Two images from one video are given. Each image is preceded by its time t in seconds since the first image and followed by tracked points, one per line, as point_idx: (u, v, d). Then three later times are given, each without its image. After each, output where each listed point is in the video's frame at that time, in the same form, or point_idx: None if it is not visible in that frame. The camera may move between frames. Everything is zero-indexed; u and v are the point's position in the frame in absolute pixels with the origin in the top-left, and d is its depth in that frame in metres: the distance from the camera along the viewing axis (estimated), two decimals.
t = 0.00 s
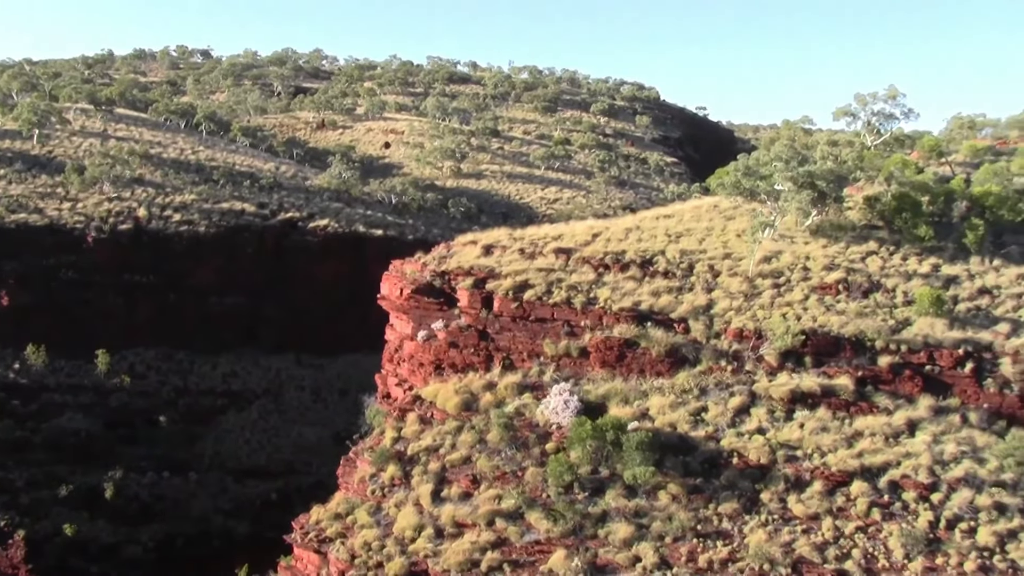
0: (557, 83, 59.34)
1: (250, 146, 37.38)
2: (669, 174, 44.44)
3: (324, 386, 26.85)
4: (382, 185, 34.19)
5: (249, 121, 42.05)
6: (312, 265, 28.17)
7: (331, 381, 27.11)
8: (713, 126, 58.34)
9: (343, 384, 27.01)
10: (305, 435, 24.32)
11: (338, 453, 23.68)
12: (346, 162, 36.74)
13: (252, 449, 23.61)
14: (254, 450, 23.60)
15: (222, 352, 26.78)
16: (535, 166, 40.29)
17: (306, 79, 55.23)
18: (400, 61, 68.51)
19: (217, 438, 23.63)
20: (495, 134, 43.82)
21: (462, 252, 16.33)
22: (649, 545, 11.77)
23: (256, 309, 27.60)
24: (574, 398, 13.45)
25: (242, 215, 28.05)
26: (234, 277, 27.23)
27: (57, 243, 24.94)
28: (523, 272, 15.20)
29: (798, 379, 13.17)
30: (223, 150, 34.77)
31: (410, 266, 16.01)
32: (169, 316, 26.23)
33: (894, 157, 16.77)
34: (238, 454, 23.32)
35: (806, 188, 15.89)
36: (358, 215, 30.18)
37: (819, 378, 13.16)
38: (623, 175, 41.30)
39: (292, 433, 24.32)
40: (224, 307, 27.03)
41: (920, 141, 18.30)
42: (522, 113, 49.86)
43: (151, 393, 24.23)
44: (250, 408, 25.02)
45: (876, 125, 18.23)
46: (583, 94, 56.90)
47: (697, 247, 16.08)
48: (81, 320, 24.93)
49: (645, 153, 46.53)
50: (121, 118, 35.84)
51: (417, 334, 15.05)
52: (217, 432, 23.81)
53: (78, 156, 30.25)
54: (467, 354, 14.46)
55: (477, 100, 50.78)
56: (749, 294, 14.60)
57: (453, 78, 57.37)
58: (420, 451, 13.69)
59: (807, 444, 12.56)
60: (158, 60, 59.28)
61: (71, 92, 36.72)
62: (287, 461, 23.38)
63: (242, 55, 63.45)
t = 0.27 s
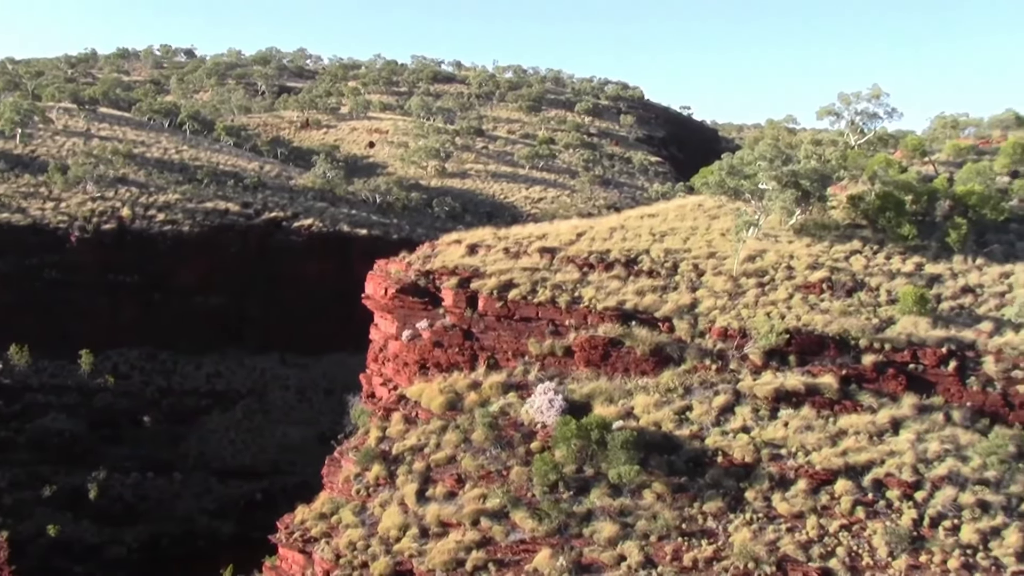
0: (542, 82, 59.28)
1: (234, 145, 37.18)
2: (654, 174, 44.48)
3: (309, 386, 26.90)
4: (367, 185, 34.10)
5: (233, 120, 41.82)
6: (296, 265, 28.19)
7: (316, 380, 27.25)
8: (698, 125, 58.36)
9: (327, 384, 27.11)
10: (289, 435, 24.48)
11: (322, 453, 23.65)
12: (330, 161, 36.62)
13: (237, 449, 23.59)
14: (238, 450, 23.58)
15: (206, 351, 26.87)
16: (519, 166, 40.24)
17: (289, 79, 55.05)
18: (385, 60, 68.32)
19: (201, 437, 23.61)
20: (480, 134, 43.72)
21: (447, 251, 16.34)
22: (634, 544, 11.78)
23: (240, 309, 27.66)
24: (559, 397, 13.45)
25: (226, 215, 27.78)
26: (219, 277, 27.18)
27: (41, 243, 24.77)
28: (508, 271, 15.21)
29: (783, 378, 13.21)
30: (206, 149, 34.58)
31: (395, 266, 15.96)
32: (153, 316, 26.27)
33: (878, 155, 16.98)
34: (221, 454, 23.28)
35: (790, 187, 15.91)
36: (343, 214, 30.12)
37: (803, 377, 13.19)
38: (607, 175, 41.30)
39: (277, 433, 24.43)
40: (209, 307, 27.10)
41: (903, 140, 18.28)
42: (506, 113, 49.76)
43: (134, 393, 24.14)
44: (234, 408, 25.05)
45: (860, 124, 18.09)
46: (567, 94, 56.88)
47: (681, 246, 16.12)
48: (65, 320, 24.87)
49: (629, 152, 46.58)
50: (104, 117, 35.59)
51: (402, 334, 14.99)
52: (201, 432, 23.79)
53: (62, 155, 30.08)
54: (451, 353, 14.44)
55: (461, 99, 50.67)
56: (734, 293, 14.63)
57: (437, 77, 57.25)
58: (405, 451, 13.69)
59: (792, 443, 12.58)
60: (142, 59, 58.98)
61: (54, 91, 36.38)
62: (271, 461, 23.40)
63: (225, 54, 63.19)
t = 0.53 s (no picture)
0: (527, 81, 59.18)
1: (217, 144, 36.95)
2: (638, 173, 44.52)
3: (293, 385, 26.74)
4: (351, 184, 33.87)
5: (217, 119, 41.57)
6: (280, 265, 28.11)
7: (300, 380, 27.17)
8: (682, 124, 58.33)
9: (312, 383, 27.05)
10: (274, 434, 24.30)
11: (307, 452, 23.55)
12: (314, 161, 36.45)
13: (221, 449, 23.52)
14: (222, 450, 23.51)
15: (191, 351, 26.79)
16: (504, 165, 40.18)
17: (274, 78, 54.83)
18: (369, 59, 68.07)
19: (185, 438, 23.52)
20: (464, 133, 43.62)
21: (432, 250, 16.34)
22: (619, 543, 11.79)
23: (224, 309, 27.60)
24: (543, 396, 13.46)
25: (211, 214, 27.69)
26: (203, 276, 27.07)
27: (24, 243, 24.60)
28: (492, 271, 15.21)
29: (767, 377, 13.25)
30: (190, 148, 34.26)
31: (380, 265, 15.93)
32: (137, 316, 26.14)
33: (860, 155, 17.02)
34: (206, 453, 23.23)
35: (774, 186, 15.94)
36: (327, 213, 30.03)
37: (787, 375, 13.23)
38: (591, 174, 41.27)
39: (262, 433, 24.32)
40: (193, 306, 27.01)
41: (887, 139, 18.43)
42: (491, 112, 49.62)
43: (118, 393, 23.95)
44: (219, 408, 24.98)
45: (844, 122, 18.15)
46: (552, 93, 56.83)
47: (666, 245, 16.14)
48: (49, 320, 24.69)
49: (613, 151, 46.60)
50: (88, 116, 35.21)
51: (386, 333, 14.95)
52: (185, 432, 23.73)
53: (45, 154, 29.80)
54: (436, 352, 14.44)
55: (446, 98, 50.52)
56: (718, 292, 14.66)
57: (422, 76, 57.05)
58: (390, 450, 13.68)
59: (776, 442, 12.61)
60: (126, 58, 58.67)
61: (37, 90, 35.90)
62: (257, 460, 23.40)
63: (209, 54, 62.90)
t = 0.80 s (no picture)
0: (508, 80, 58.99)
1: (198, 143, 36.60)
2: (619, 172, 44.52)
3: (275, 385, 26.48)
4: (332, 184, 33.51)
5: (198, 119, 41.22)
6: (262, 265, 27.59)
7: (282, 379, 26.82)
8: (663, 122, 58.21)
9: (294, 383, 26.71)
10: (256, 434, 24.16)
11: (288, 453, 23.41)
12: (295, 160, 36.21)
13: (203, 449, 23.39)
14: (204, 450, 23.38)
15: (173, 351, 26.42)
16: (485, 164, 40.06)
17: (255, 77, 54.48)
18: (351, 58, 67.66)
19: (167, 438, 23.36)
20: (445, 132, 43.44)
21: (414, 250, 16.31)
22: (601, 542, 11.80)
23: (206, 309, 27.14)
24: (525, 396, 13.46)
25: (192, 214, 27.06)
26: (184, 276, 26.63)
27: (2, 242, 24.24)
28: (474, 270, 15.19)
29: (748, 376, 13.27)
30: (172, 147, 33.74)
31: (361, 265, 15.89)
32: (118, 316, 25.77)
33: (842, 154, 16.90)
34: (187, 453, 23.12)
35: (755, 185, 15.96)
36: (309, 213, 29.47)
37: (769, 375, 13.26)
38: (573, 173, 41.20)
39: (243, 433, 24.13)
40: (174, 306, 26.59)
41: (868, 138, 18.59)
42: (472, 111, 49.38)
43: (99, 393, 23.87)
44: (200, 408, 24.75)
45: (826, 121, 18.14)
46: (534, 92, 56.64)
47: (648, 244, 16.16)
48: (28, 320, 24.45)
49: (595, 151, 46.58)
50: (68, 116, 34.37)
51: (368, 333, 14.96)
52: (167, 432, 23.55)
53: (23, 154, 28.96)
54: (418, 352, 14.44)
55: (427, 98, 50.25)
56: (700, 291, 14.69)
57: (404, 75, 56.69)
58: (372, 450, 13.67)
59: (758, 440, 12.63)
60: (106, 58, 58.15)
61: (17, 89, 34.88)
62: (238, 460, 23.23)
63: (189, 53, 62.38)
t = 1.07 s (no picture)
0: (491, 79, 58.87)
1: (181, 143, 36.35)
2: (603, 172, 44.57)
3: (258, 384, 26.13)
4: (316, 183, 33.20)
5: (180, 118, 40.95)
6: (245, 264, 27.15)
7: (265, 379, 26.40)
8: (647, 121, 58.20)
9: (276, 383, 26.24)
10: (239, 433, 23.82)
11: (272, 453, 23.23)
12: (278, 160, 35.99)
13: (187, 449, 23.14)
14: (188, 450, 23.14)
15: (155, 351, 26.02)
16: (469, 163, 40.00)
17: (237, 76, 54.15)
18: (334, 57, 67.30)
19: (151, 438, 23.09)
20: (428, 131, 43.33)
21: (397, 249, 16.30)
22: (585, 541, 11.79)
23: (189, 308, 26.74)
24: (509, 395, 13.47)
25: (174, 212, 26.71)
26: (167, 275, 26.15)
27: None
28: (457, 269, 15.19)
29: (731, 375, 13.31)
30: (154, 146, 33.39)
31: (344, 265, 15.89)
32: (100, 316, 25.20)
33: (824, 154, 17.26)
34: (171, 453, 22.87)
35: (738, 185, 16.03)
36: (292, 213, 29.06)
37: (752, 373, 13.30)
38: (556, 173, 41.18)
39: (227, 433, 23.82)
40: (157, 306, 26.06)
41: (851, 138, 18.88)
42: (455, 110, 49.20)
43: (81, 393, 23.53)
44: (183, 408, 24.44)
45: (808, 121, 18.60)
46: (517, 92, 56.52)
47: (631, 244, 16.20)
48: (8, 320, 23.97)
49: (578, 150, 46.61)
50: (49, 115, 33.92)
51: (351, 333, 14.94)
52: (150, 432, 23.28)
53: (4, 154, 28.51)
54: (401, 351, 14.43)
55: (410, 97, 49.99)
56: (683, 290, 14.72)
57: (387, 74, 56.45)
58: (355, 450, 13.66)
59: (741, 439, 12.65)
60: (88, 57, 57.68)
61: None
62: (222, 460, 22.96)
63: (170, 52, 61.91)
